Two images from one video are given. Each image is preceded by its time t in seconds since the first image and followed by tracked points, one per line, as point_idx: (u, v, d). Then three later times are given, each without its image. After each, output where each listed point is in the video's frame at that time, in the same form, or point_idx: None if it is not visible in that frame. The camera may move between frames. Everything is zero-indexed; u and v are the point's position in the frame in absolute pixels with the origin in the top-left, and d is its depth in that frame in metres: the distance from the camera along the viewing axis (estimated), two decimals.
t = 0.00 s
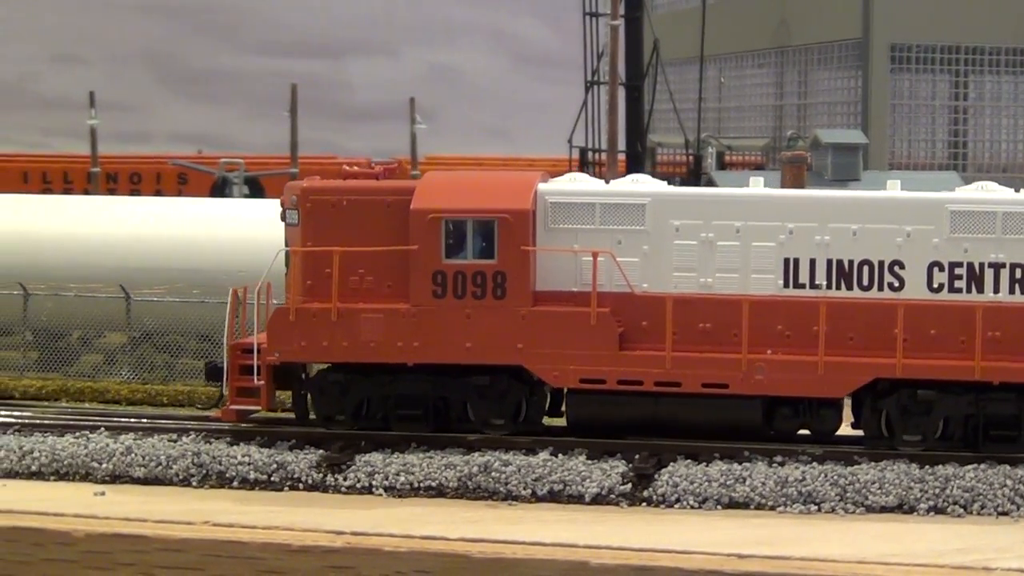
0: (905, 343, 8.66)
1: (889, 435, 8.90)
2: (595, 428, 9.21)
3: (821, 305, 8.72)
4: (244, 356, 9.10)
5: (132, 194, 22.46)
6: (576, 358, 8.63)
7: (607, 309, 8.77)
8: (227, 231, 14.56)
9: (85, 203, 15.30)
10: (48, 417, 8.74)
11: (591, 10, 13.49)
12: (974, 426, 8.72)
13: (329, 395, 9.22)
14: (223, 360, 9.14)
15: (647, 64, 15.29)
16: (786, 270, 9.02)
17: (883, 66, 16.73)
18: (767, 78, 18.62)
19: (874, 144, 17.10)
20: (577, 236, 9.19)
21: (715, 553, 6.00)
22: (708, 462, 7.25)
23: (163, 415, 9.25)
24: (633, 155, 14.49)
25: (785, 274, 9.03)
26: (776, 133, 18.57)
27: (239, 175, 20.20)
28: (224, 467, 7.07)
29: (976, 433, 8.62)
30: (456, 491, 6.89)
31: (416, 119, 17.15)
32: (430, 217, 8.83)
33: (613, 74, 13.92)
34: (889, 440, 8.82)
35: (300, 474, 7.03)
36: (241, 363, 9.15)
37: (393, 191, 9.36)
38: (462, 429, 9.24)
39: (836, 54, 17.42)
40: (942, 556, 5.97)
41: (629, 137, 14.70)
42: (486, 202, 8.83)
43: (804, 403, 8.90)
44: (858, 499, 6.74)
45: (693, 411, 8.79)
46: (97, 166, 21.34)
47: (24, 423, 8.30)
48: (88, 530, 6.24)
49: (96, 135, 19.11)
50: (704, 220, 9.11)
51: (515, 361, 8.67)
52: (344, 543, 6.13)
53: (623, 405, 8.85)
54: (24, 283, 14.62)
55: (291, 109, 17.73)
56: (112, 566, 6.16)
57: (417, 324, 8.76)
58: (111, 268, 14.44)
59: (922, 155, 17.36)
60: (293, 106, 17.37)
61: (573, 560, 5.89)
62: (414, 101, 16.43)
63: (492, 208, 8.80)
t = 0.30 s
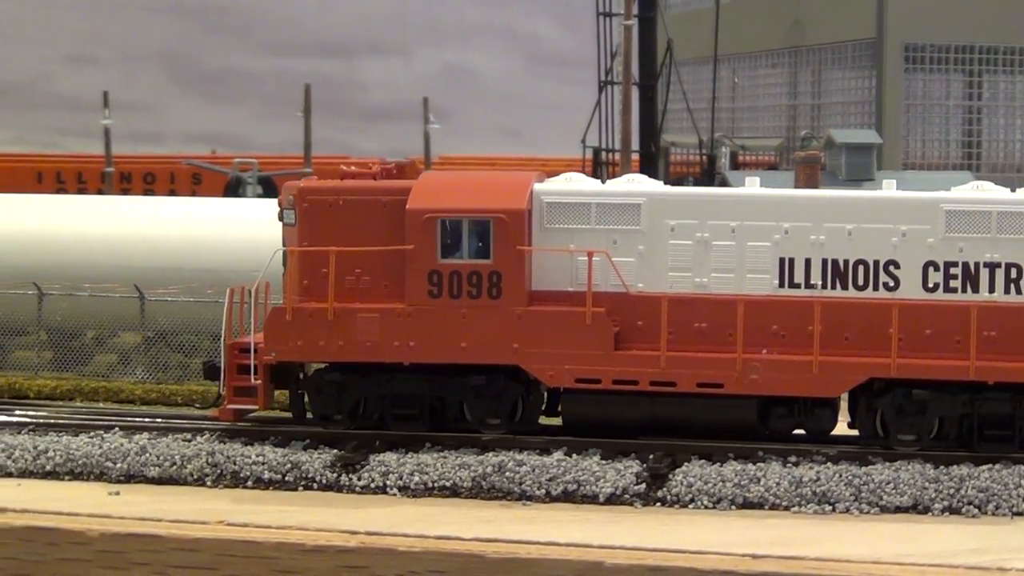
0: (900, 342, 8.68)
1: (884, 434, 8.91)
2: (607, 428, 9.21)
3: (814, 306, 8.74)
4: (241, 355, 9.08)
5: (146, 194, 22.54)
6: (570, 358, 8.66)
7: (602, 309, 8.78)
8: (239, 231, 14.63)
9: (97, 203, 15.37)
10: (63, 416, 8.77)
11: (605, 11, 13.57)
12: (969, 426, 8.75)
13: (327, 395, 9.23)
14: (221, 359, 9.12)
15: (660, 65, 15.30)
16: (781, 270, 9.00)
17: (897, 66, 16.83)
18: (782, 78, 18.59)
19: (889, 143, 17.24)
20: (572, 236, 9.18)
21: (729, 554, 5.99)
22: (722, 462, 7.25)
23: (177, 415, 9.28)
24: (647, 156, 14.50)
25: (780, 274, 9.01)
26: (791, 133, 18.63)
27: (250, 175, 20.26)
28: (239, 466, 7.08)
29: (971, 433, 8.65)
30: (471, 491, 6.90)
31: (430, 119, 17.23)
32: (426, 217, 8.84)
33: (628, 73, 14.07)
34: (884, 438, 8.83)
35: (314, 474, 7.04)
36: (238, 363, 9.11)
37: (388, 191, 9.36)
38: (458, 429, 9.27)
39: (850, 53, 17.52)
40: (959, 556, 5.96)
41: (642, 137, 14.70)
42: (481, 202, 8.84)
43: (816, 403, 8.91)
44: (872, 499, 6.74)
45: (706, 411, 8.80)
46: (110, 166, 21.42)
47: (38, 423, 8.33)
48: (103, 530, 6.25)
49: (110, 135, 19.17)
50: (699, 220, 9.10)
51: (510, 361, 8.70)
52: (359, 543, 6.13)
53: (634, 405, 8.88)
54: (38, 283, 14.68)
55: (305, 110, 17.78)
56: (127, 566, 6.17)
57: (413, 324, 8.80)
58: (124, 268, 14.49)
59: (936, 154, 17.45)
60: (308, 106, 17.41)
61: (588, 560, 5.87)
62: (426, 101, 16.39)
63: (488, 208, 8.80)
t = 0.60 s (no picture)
0: (896, 342, 8.67)
1: (878, 434, 8.92)
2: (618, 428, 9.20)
3: (809, 306, 8.74)
4: (238, 355, 9.06)
5: (158, 194, 22.58)
6: (566, 358, 8.67)
7: (597, 309, 8.79)
8: (252, 235, 14.79)
9: (109, 203, 15.44)
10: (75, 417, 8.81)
11: (616, 11, 13.68)
12: (964, 426, 8.71)
13: (324, 395, 9.24)
14: (218, 359, 9.12)
15: (671, 64, 15.33)
16: (776, 270, 9.00)
17: (908, 67, 16.91)
18: (793, 78, 18.73)
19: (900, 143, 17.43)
20: (567, 236, 9.18)
21: (741, 554, 5.98)
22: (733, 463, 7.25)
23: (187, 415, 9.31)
24: (657, 157, 14.50)
25: (775, 274, 9.01)
26: (802, 134, 18.79)
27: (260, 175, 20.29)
28: (250, 466, 7.10)
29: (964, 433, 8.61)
30: (482, 492, 6.91)
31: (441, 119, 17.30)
32: (422, 217, 8.86)
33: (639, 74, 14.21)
34: (879, 438, 8.83)
35: (325, 474, 7.06)
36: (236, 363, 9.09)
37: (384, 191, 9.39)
38: (454, 428, 9.28)
39: (863, 53, 17.52)
40: (971, 557, 5.94)
41: (653, 137, 14.69)
42: (477, 202, 8.85)
43: (827, 404, 8.89)
44: (883, 500, 6.74)
45: (716, 412, 8.79)
46: (122, 167, 21.47)
47: (50, 422, 8.36)
48: (115, 530, 6.26)
49: (120, 136, 19.22)
50: (694, 220, 9.09)
51: (506, 361, 8.71)
52: (370, 543, 6.13)
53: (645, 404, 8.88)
54: (51, 283, 14.74)
55: (316, 111, 17.73)
56: (138, 566, 6.17)
57: (409, 324, 8.81)
58: (136, 268, 14.54)
59: (947, 155, 17.62)
60: (318, 106, 17.39)
61: (599, 559, 5.86)
62: (439, 101, 16.38)
63: (483, 208, 8.82)
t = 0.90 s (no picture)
0: (898, 342, 8.67)
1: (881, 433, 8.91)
2: (631, 428, 9.21)
3: (811, 306, 8.73)
4: (242, 355, 9.09)
5: (170, 195, 22.61)
6: (568, 358, 8.67)
7: (600, 309, 8.79)
8: (267, 234, 14.79)
9: (122, 203, 15.43)
10: (88, 416, 8.84)
11: (629, 12, 13.74)
12: (966, 426, 8.71)
13: (328, 395, 9.26)
14: (222, 359, 9.15)
15: (683, 64, 15.37)
16: (779, 270, 8.99)
17: (921, 67, 17.01)
18: (806, 79, 18.82)
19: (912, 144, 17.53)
20: (569, 236, 9.18)
21: (755, 554, 5.97)
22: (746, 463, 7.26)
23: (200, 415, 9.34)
24: (670, 157, 14.50)
25: (777, 274, 9.00)
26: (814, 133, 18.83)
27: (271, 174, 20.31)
28: (264, 466, 7.11)
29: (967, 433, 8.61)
30: (495, 492, 6.92)
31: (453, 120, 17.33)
32: (424, 217, 8.86)
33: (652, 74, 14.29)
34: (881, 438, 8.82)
35: (339, 474, 7.08)
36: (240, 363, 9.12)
37: (387, 191, 9.39)
38: (457, 428, 9.28)
39: (875, 52, 17.63)
40: (986, 557, 5.93)
41: (666, 138, 14.71)
42: (480, 202, 8.85)
43: (835, 402, 8.86)
44: (897, 500, 6.74)
45: (724, 411, 8.79)
46: (134, 167, 21.52)
47: (65, 422, 8.39)
48: (128, 530, 6.26)
49: (131, 137, 19.25)
50: (696, 220, 9.09)
51: (509, 360, 8.71)
52: (384, 543, 6.12)
53: (654, 404, 8.88)
54: (64, 283, 14.76)
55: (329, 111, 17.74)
56: (150, 566, 6.16)
57: (411, 324, 8.81)
58: (149, 268, 14.57)
59: (960, 155, 17.71)
60: (331, 106, 17.39)
61: (613, 559, 5.85)
62: (451, 101, 16.39)
63: (486, 208, 8.82)
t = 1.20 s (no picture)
0: (894, 343, 8.66)
1: (876, 432, 8.89)
2: (641, 428, 9.20)
3: (807, 306, 8.74)
4: (239, 354, 9.04)
5: (181, 195, 22.64)
6: (565, 357, 8.67)
7: (596, 309, 8.79)
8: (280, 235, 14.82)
9: (137, 202, 15.47)
10: (97, 416, 8.87)
11: (641, 12, 13.76)
12: (962, 426, 8.67)
13: (326, 394, 9.26)
14: (220, 358, 9.12)
15: (694, 64, 15.37)
16: (775, 270, 9.00)
17: (933, 67, 17.03)
18: (818, 78, 18.84)
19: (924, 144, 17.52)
20: (566, 236, 9.19)
21: (767, 555, 5.96)
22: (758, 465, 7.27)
23: (211, 415, 9.35)
24: (681, 158, 14.51)
25: (774, 275, 9.01)
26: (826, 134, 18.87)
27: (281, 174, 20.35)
28: (275, 467, 7.13)
29: (962, 433, 8.58)
30: (507, 492, 6.93)
31: (464, 121, 17.33)
32: (421, 217, 8.87)
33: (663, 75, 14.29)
34: (877, 437, 8.80)
35: (350, 474, 7.09)
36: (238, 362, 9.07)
37: (385, 192, 9.39)
38: (455, 428, 9.27)
39: (887, 53, 17.61)
40: (1000, 558, 5.91)
41: (677, 138, 14.69)
42: (477, 202, 8.86)
43: (831, 403, 8.85)
44: (909, 501, 6.74)
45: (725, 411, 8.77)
46: (145, 167, 21.58)
47: (76, 422, 8.41)
48: (139, 530, 6.23)
49: (142, 138, 19.27)
50: (693, 220, 9.09)
51: (505, 360, 8.70)
52: (395, 543, 6.11)
53: (657, 404, 8.86)
54: (75, 283, 14.77)
55: (340, 112, 17.73)
56: (162, 566, 6.13)
57: (408, 324, 8.82)
58: (161, 269, 14.59)
59: (974, 156, 17.67)
60: (342, 107, 17.40)
61: (626, 559, 5.81)
62: (462, 101, 16.39)
63: (482, 208, 8.82)
